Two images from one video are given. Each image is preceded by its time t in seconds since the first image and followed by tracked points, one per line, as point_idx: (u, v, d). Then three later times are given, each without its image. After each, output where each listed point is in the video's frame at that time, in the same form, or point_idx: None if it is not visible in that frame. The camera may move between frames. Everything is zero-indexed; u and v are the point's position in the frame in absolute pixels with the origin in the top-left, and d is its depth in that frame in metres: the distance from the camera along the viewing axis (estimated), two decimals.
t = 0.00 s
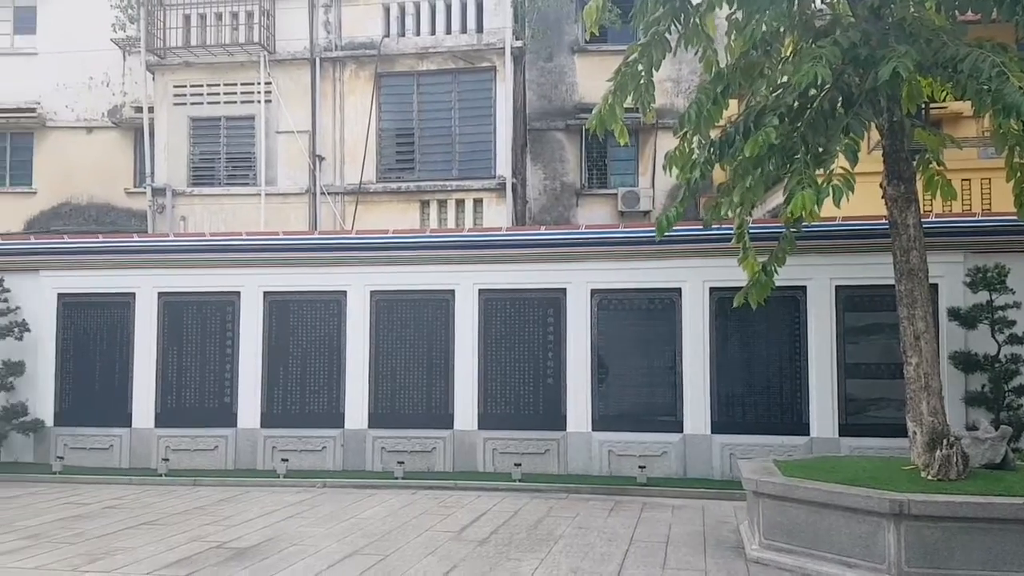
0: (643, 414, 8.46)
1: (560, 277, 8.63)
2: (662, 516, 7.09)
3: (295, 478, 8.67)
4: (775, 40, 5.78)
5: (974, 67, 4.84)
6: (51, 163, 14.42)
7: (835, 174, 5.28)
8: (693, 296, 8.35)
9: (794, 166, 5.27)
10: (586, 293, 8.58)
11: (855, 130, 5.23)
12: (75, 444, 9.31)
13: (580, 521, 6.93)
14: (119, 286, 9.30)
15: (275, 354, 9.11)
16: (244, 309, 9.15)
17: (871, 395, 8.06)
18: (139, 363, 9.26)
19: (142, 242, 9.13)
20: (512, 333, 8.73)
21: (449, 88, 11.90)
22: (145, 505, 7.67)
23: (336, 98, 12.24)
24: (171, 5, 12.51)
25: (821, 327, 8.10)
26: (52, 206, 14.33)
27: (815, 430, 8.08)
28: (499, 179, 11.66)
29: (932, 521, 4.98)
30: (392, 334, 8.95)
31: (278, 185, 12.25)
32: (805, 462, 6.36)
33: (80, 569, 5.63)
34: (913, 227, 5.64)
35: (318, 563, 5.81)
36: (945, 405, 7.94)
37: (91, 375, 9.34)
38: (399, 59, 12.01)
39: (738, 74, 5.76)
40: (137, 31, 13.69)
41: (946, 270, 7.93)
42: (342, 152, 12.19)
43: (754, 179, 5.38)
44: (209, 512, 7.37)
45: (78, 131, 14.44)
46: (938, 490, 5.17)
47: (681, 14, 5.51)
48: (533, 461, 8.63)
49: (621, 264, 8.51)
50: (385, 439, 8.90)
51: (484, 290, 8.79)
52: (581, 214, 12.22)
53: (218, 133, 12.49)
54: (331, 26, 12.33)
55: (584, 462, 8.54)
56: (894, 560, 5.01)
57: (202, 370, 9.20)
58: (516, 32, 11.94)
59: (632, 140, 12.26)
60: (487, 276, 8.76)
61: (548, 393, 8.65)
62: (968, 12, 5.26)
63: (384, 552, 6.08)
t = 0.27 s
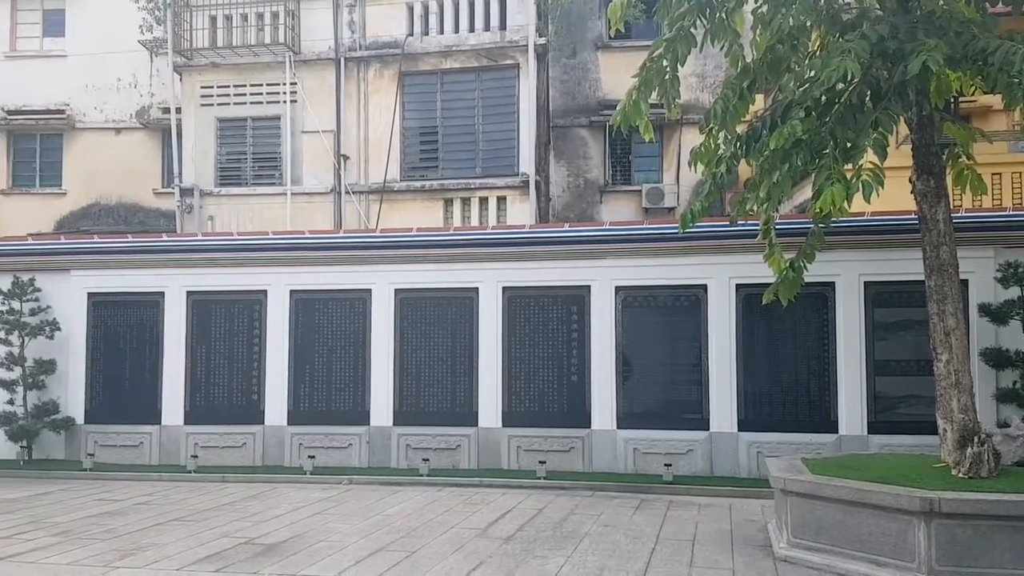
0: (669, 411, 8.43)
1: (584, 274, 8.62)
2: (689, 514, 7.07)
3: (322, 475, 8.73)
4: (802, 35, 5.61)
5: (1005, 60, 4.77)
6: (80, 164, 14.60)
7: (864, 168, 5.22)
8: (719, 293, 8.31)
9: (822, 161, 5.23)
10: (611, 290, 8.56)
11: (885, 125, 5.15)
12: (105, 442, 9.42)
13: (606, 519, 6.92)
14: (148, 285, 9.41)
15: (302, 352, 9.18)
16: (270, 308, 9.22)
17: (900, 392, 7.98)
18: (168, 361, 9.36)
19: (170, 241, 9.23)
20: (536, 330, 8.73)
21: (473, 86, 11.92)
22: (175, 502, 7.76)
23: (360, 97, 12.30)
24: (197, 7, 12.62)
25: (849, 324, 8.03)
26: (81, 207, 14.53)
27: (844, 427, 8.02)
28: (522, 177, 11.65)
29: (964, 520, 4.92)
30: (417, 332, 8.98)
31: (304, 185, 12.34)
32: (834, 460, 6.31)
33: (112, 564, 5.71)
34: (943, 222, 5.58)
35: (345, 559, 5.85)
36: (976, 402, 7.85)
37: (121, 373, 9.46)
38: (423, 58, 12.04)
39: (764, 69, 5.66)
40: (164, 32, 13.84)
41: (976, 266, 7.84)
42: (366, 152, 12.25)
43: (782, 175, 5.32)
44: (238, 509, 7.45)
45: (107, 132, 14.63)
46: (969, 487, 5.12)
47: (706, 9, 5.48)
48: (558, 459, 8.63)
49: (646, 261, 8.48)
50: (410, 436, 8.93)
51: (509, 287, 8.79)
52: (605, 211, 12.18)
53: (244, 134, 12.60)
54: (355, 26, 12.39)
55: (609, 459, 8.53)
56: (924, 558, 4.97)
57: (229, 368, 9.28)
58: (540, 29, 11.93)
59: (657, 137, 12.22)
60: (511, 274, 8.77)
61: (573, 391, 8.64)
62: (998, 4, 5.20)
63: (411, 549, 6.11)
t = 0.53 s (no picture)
0: (688, 409, 8.39)
1: (603, 272, 8.60)
2: (709, 512, 7.04)
3: (342, 472, 8.77)
4: (823, 30, 5.50)
5: None
6: (102, 164, 14.73)
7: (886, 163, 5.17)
8: (738, 290, 8.27)
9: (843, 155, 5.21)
10: (630, 288, 8.54)
11: (907, 119, 5.11)
12: (128, 439, 9.50)
13: (625, 517, 6.91)
14: (169, 284, 9.48)
15: (321, 349, 9.22)
16: (290, 306, 9.27)
17: (923, 390, 7.91)
18: (189, 359, 9.44)
19: (191, 240, 9.31)
20: (555, 328, 8.72)
21: (490, 84, 11.93)
22: (197, 498, 7.82)
23: (378, 96, 12.33)
24: (216, 6, 12.69)
25: (870, 320, 7.97)
26: (103, 206, 14.66)
27: (865, 425, 7.96)
28: (540, 174, 11.64)
29: (988, 518, 4.87)
30: (435, 330, 8.99)
31: (322, 184, 12.39)
32: (856, 457, 6.26)
33: (134, 560, 5.76)
34: (966, 217, 5.52)
35: (365, 556, 5.87)
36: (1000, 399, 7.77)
37: (143, 371, 9.53)
38: (441, 56, 12.05)
39: (784, 64, 5.58)
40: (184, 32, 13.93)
41: (1000, 261, 7.75)
42: (384, 150, 12.29)
43: (802, 169, 5.29)
44: (259, 506, 7.49)
45: (128, 132, 14.74)
46: (993, 485, 5.06)
47: (726, 4, 5.45)
48: (577, 457, 8.62)
49: (665, 258, 8.45)
50: (429, 433, 8.95)
51: (527, 285, 8.79)
52: (622, 208, 12.15)
53: (264, 133, 12.66)
54: (373, 24, 12.42)
55: (628, 457, 8.51)
56: (947, 557, 4.92)
57: (249, 366, 9.34)
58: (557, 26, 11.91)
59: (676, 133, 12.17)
60: (530, 271, 8.76)
61: (592, 388, 8.63)
62: None
63: (430, 546, 6.13)
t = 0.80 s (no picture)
0: (711, 406, 8.36)
1: (625, 268, 8.58)
2: (732, 509, 7.01)
3: (365, 467, 8.82)
4: (848, 23, 5.44)
5: None
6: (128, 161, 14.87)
7: (912, 156, 5.12)
8: (763, 286, 8.22)
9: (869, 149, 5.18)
10: (652, 284, 8.51)
11: (933, 112, 5.05)
12: (154, 433, 9.61)
13: (647, 514, 6.89)
14: (194, 280, 9.57)
15: (344, 345, 9.26)
16: (312, 302, 9.33)
17: (950, 386, 7.82)
18: (213, 355, 9.53)
19: (216, 236, 9.38)
20: (576, 324, 8.71)
21: (512, 79, 11.92)
22: (221, 492, 7.88)
23: (400, 92, 12.35)
24: (240, 4, 12.76)
25: (896, 317, 7.89)
26: (128, 203, 14.81)
27: (891, 422, 7.89)
28: (562, 170, 11.62)
29: (1015, 516, 4.81)
30: (457, 326, 9.01)
31: (345, 181, 12.44)
32: (881, 455, 6.21)
33: (160, 553, 5.82)
34: (994, 212, 5.44)
35: (388, 550, 5.90)
36: None
37: (168, 366, 9.63)
38: (462, 52, 12.06)
39: (809, 57, 5.54)
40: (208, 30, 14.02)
41: None
42: (406, 147, 12.32)
43: (828, 163, 5.30)
44: (283, 500, 7.54)
45: (153, 130, 14.87)
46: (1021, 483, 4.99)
47: None
48: (599, 453, 8.61)
49: (687, 253, 8.41)
50: (451, 429, 8.98)
51: (548, 281, 8.78)
52: (644, 204, 12.11)
53: (287, 130, 12.74)
54: (395, 21, 12.44)
55: (650, 453, 8.49)
56: (974, 555, 4.86)
57: (273, 361, 9.41)
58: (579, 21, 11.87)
59: (698, 128, 12.12)
60: (552, 267, 8.76)
61: (613, 385, 8.61)
62: None
63: (453, 541, 6.15)
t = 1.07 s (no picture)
0: (741, 403, 8.30)
1: (654, 264, 8.54)
2: (763, 507, 6.96)
3: (394, 463, 8.86)
4: (880, 15, 5.35)
5: None
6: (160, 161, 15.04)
7: (947, 150, 5.04)
8: (794, 282, 8.15)
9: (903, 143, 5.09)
10: (681, 280, 8.46)
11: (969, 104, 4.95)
12: (187, 430, 9.72)
13: (677, 512, 6.86)
14: (225, 279, 9.67)
15: (373, 342, 9.32)
16: (342, 300, 9.38)
17: (985, 383, 7.71)
18: (245, 352, 9.62)
19: (246, 235, 9.47)
20: (604, 321, 8.69)
21: (539, 76, 11.91)
22: (253, 488, 7.96)
23: (427, 90, 12.39)
24: (269, 5, 12.86)
25: (930, 313, 7.79)
26: (161, 203, 15.00)
27: (925, 419, 7.79)
28: (589, 166, 11.58)
29: None
30: (485, 323, 9.02)
31: (373, 179, 12.51)
32: (916, 452, 6.13)
33: (194, 548, 5.89)
34: None
35: (418, 547, 5.93)
36: None
37: (201, 364, 9.74)
38: (490, 50, 12.06)
39: (841, 51, 5.48)
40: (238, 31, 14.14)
41: None
42: (434, 145, 12.35)
43: (861, 158, 5.18)
44: (313, 496, 7.61)
45: (184, 130, 15.04)
46: None
47: None
48: (627, 451, 8.58)
49: (716, 250, 8.36)
50: (479, 426, 8.99)
51: (576, 278, 8.77)
52: (672, 200, 12.05)
53: (316, 129, 12.83)
54: (422, 19, 12.47)
55: (680, 451, 8.46)
56: (1011, 554, 4.79)
57: (304, 358, 9.48)
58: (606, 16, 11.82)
59: (728, 122, 12.04)
60: (580, 264, 8.74)
61: (642, 382, 8.58)
62: None
63: (482, 537, 6.16)
